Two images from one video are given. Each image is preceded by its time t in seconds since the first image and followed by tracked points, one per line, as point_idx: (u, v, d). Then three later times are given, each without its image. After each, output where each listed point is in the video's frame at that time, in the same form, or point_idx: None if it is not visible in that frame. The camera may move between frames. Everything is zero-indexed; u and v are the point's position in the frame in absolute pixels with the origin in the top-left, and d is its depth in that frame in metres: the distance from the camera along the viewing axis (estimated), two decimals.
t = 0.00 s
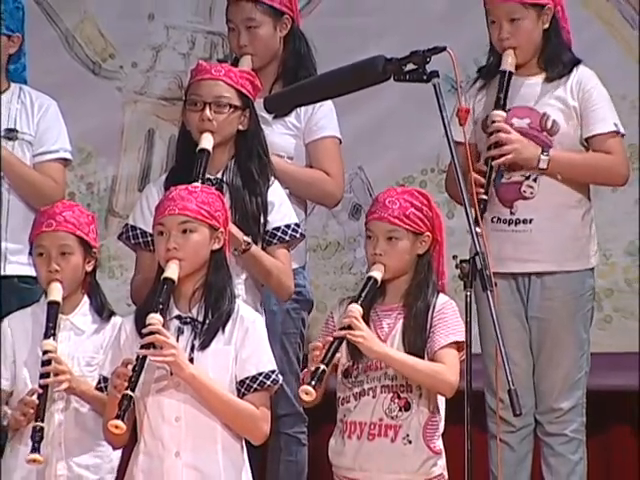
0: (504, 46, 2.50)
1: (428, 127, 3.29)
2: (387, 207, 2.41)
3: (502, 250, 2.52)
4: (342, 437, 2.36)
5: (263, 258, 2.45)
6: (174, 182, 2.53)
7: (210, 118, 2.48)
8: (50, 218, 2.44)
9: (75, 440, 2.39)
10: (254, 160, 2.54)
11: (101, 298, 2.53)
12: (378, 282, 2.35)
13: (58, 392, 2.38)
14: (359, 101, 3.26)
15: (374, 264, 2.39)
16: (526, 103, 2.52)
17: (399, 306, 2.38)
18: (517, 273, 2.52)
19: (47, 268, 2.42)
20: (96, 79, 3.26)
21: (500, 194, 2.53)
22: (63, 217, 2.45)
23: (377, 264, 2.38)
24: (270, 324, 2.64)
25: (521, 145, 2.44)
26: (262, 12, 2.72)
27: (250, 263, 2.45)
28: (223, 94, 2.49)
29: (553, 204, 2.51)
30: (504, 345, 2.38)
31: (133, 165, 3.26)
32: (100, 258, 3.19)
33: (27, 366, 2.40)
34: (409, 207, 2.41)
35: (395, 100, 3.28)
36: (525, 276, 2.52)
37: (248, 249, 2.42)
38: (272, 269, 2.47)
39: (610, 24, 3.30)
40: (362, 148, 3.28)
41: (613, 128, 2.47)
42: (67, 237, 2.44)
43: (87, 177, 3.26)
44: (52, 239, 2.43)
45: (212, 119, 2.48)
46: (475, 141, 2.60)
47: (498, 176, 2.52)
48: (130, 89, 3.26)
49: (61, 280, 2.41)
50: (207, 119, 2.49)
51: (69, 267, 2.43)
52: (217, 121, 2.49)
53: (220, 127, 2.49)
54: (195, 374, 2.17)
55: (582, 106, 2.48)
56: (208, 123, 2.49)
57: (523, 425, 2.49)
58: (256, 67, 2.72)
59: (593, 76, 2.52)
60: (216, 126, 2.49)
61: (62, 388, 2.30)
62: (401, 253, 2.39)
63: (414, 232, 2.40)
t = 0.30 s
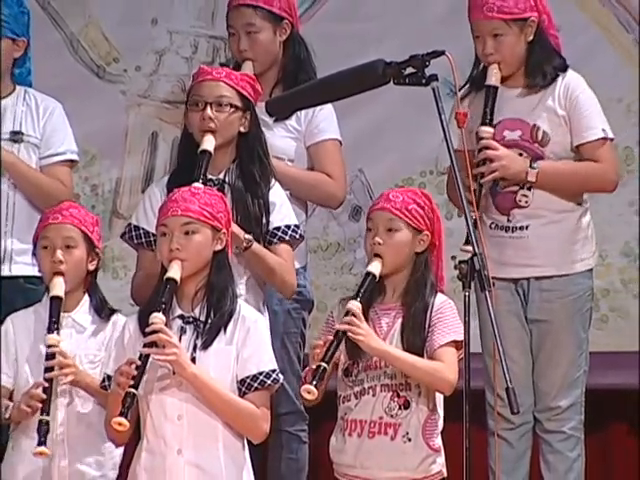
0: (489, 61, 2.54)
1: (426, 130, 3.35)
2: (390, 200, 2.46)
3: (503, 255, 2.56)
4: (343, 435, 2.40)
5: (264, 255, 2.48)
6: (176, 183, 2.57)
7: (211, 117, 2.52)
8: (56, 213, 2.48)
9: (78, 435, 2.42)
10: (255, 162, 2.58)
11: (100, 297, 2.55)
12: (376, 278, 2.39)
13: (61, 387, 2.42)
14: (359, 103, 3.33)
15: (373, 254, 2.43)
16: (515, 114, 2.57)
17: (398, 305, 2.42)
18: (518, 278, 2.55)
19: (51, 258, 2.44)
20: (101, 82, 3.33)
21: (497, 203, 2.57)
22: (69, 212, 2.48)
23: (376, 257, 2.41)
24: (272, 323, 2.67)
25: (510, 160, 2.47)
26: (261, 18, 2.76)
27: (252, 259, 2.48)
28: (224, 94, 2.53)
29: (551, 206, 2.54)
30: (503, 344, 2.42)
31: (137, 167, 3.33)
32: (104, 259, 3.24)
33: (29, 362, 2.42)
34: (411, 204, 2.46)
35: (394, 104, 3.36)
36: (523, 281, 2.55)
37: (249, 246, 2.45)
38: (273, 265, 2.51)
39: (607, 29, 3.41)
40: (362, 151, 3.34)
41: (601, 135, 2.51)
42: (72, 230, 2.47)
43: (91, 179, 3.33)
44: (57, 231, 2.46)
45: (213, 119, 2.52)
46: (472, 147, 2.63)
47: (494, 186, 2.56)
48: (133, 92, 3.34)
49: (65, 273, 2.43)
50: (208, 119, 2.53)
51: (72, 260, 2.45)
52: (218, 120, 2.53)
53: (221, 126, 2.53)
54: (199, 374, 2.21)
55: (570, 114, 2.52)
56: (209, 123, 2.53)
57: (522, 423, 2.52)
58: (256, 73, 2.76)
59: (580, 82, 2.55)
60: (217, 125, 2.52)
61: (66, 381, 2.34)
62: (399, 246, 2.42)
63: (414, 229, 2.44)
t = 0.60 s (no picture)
0: (483, 63, 2.58)
1: (426, 133, 3.42)
2: (390, 204, 2.49)
3: (501, 256, 2.59)
4: (343, 433, 2.44)
5: (267, 265, 2.54)
6: (180, 185, 2.62)
7: (213, 130, 2.57)
8: (59, 217, 2.51)
9: (82, 431, 2.46)
10: (257, 166, 2.62)
11: (107, 296, 2.59)
12: (377, 278, 2.43)
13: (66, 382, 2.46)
14: (361, 108, 3.37)
15: (374, 259, 2.47)
16: (509, 120, 2.61)
17: (398, 304, 2.46)
18: (515, 279, 2.59)
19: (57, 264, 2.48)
20: (106, 87, 3.39)
21: (493, 206, 2.60)
22: (72, 216, 2.52)
23: (377, 259, 2.46)
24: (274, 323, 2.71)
25: (497, 163, 2.50)
26: (264, 24, 2.81)
27: (255, 268, 2.53)
28: (225, 106, 2.57)
29: (545, 209, 2.58)
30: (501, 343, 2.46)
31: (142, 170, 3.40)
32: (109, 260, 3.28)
33: (35, 358, 2.47)
34: (410, 207, 2.50)
35: (394, 108, 3.41)
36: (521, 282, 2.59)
37: (254, 259, 2.50)
38: (277, 273, 2.57)
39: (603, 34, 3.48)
40: (362, 155, 3.40)
41: (591, 141, 2.54)
42: (76, 235, 2.50)
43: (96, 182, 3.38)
44: (61, 236, 2.50)
45: (214, 132, 2.57)
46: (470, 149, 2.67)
47: (490, 189, 2.60)
48: (138, 97, 3.40)
49: (70, 277, 2.47)
50: (210, 132, 2.57)
51: (77, 264, 2.50)
52: (220, 132, 2.57)
53: (223, 138, 2.57)
54: (203, 377, 2.25)
55: (562, 120, 2.56)
56: (210, 136, 2.57)
57: (520, 421, 2.57)
58: (259, 78, 2.80)
59: (573, 88, 2.59)
60: (219, 140, 2.57)
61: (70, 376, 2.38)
62: (400, 249, 2.46)
63: (414, 232, 2.48)
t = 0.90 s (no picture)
0: (485, 57, 2.63)
1: (424, 136, 3.53)
2: (389, 205, 2.54)
3: (497, 257, 2.64)
4: (343, 432, 2.48)
5: (270, 259, 2.59)
6: (183, 187, 2.66)
7: (217, 132, 2.61)
8: (63, 222, 2.55)
9: (92, 434, 2.51)
10: (259, 168, 2.66)
11: (114, 298, 2.64)
12: (375, 277, 2.48)
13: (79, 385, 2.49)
14: (364, 111, 3.40)
15: (372, 258, 2.52)
16: (508, 119, 2.65)
17: (396, 303, 2.51)
18: (511, 279, 2.63)
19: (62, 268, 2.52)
20: (111, 91, 3.48)
21: (490, 207, 2.65)
22: (76, 220, 2.55)
23: (375, 259, 2.50)
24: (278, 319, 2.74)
25: (492, 152, 2.53)
26: (268, 28, 2.86)
27: (257, 261, 2.58)
28: (229, 108, 2.62)
29: (541, 210, 2.62)
30: (500, 342, 2.50)
31: (147, 172, 3.46)
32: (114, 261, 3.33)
33: (47, 360, 2.50)
34: (409, 209, 2.54)
35: (394, 112, 3.51)
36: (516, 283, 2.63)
37: (254, 252, 2.55)
38: (279, 267, 2.62)
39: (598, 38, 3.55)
40: (363, 157, 3.45)
41: (586, 143, 2.58)
42: (81, 239, 2.54)
43: (101, 184, 3.43)
44: (67, 240, 2.54)
45: (219, 133, 2.61)
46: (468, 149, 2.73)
47: (487, 188, 2.66)
48: (142, 100, 3.50)
49: (76, 281, 2.52)
50: (214, 133, 2.62)
51: (83, 267, 2.54)
52: (224, 135, 2.61)
53: (226, 140, 2.61)
54: (207, 372, 2.29)
55: (561, 121, 2.60)
56: (215, 137, 2.61)
57: (518, 420, 2.61)
58: (262, 80, 2.84)
59: (573, 91, 2.63)
60: (223, 140, 2.61)
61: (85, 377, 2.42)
62: (398, 250, 2.51)
63: (412, 233, 2.52)
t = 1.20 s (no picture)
0: (490, 51, 2.68)
1: (423, 139, 3.55)
2: (387, 207, 2.58)
3: (490, 256, 2.68)
4: (343, 430, 2.52)
5: (269, 250, 2.61)
6: (186, 189, 2.70)
7: (221, 125, 2.66)
8: (71, 220, 2.60)
9: (97, 433, 2.53)
10: (261, 169, 2.70)
11: (119, 297, 2.67)
12: (373, 276, 2.52)
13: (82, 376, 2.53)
14: (357, 119, 3.52)
15: (371, 259, 2.56)
16: (509, 117, 2.70)
17: (395, 303, 2.55)
18: (506, 279, 2.68)
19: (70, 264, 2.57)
20: (116, 95, 3.51)
21: (487, 204, 2.71)
22: (84, 218, 2.61)
23: (374, 259, 2.54)
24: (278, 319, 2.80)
25: (492, 139, 2.56)
26: (272, 30, 2.90)
27: (258, 255, 2.61)
28: (233, 103, 2.66)
29: (539, 211, 2.67)
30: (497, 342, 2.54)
31: (151, 175, 3.51)
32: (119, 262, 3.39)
33: (50, 355, 2.55)
34: (407, 210, 2.58)
35: (392, 117, 3.54)
36: (510, 282, 2.68)
37: (255, 240, 2.59)
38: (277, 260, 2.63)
39: (594, 41, 3.61)
40: (361, 161, 3.54)
41: (583, 144, 2.62)
42: (88, 235, 2.59)
43: (106, 186, 3.51)
44: (74, 237, 2.59)
45: (223, 126, 2.65)
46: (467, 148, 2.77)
47: (484, 187, 2.71)
48: (147, 103, 3.52)
49: (83, 276, 2.56)
50: (218, 126, 2.66)
51: (90, 263, 2.58)
52: (227, 127, 2.66)
53: (229, 133, 2.66)
54: (207, 367, 2.33)
55: (561, 120, 2.64)
56: (219, 130, 2.66)
57: (514, 419, 2.64)
58: (265, 81, 2.88)
59: (573, 93, 2.68)
60: (227, 132, 2.66)
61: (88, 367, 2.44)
62: (396, 250, 2.55)
63: (411, 233, 2.57)
